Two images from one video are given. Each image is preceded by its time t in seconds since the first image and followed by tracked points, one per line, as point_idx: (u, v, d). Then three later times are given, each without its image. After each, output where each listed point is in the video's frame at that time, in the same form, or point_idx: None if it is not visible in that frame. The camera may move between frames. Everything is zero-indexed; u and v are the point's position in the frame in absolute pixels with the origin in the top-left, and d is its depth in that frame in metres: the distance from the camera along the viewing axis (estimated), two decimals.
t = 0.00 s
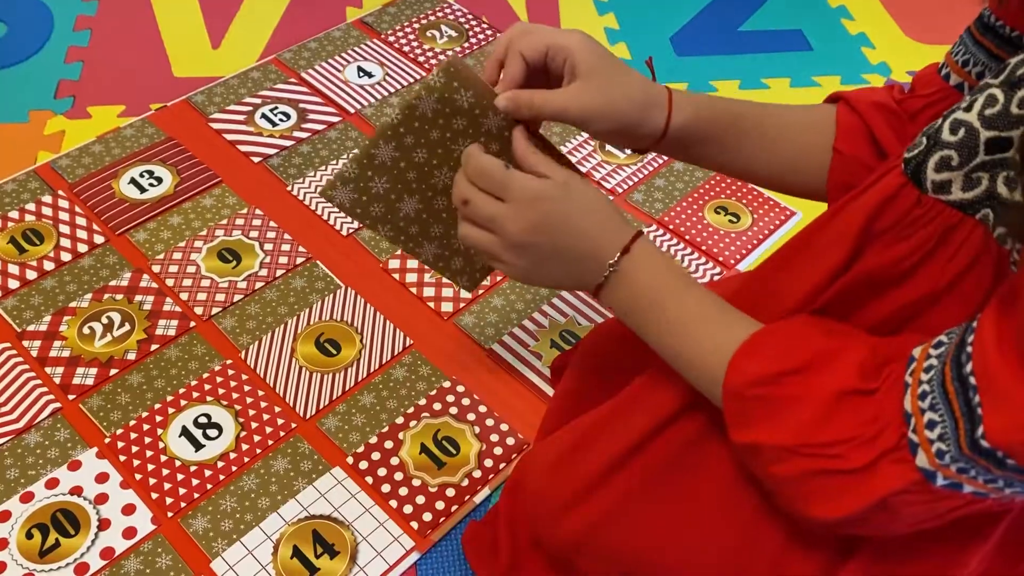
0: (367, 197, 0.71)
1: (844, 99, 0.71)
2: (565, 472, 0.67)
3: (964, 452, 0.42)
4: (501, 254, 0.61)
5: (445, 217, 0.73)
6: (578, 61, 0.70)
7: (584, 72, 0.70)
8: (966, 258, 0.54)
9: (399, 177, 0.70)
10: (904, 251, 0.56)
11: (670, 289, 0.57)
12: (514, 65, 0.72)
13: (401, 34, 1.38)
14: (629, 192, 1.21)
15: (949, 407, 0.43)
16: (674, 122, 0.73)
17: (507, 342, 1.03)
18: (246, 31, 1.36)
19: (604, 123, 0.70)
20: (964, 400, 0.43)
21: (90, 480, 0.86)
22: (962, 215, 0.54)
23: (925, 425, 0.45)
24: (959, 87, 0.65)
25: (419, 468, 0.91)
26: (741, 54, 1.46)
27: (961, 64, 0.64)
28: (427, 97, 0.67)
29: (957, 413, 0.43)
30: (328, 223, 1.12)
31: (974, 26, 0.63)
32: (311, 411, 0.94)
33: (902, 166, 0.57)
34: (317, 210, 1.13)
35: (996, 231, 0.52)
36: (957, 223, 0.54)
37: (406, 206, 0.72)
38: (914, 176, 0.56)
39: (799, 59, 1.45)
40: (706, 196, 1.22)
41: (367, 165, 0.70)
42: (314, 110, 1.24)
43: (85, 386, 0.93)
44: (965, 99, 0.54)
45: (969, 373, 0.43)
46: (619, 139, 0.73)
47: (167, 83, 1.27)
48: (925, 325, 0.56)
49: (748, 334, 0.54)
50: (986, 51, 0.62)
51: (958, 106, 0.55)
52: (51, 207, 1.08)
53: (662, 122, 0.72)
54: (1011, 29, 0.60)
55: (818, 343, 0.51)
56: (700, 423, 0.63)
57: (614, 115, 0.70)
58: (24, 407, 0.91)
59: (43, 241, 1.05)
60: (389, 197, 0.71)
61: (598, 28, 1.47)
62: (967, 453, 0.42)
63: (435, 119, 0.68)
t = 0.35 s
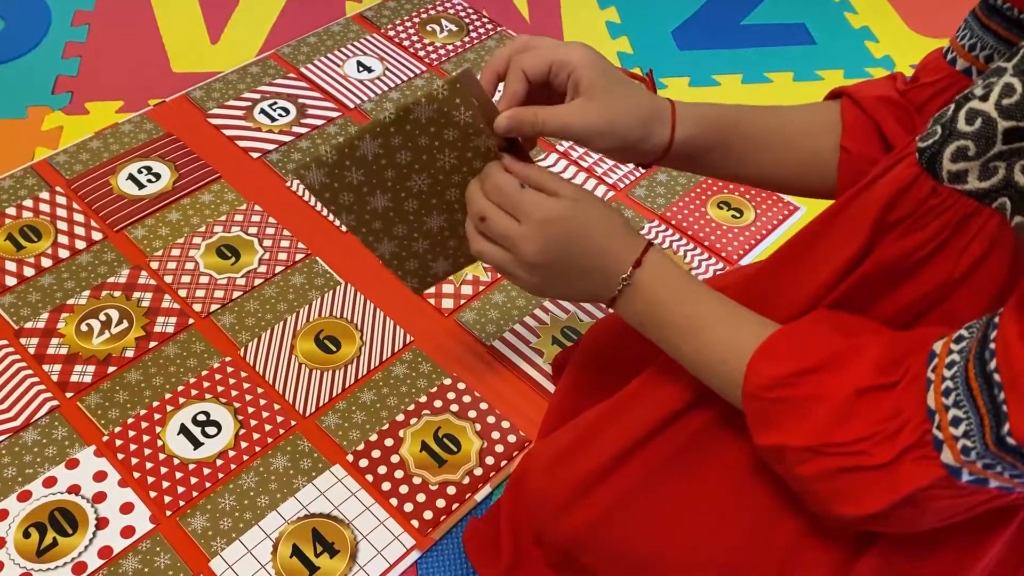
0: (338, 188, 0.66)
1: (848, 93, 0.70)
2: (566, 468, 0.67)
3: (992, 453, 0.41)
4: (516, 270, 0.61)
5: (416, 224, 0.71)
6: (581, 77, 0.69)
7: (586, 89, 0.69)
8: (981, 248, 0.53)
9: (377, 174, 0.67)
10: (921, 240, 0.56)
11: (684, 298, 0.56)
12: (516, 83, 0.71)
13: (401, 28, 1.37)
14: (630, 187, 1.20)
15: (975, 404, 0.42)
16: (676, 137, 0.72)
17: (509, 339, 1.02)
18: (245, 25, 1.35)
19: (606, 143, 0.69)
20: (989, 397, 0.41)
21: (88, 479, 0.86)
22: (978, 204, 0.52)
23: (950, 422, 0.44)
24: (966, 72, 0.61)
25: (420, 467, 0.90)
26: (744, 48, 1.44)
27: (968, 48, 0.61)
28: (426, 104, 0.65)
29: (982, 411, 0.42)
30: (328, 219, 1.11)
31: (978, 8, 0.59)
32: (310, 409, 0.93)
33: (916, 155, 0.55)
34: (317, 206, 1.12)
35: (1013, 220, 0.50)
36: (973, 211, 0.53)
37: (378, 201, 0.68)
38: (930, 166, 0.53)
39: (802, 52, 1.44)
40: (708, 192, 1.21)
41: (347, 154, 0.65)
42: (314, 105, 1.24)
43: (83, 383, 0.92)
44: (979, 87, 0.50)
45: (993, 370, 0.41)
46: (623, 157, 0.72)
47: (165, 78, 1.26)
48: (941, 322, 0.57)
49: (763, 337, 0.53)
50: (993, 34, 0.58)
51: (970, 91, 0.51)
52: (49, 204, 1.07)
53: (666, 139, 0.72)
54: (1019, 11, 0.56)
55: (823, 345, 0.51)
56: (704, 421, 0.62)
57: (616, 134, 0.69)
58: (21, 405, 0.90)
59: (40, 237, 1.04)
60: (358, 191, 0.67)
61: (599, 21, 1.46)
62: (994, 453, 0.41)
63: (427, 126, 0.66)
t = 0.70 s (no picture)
0: (327, 134, 0.62)
1: (853, 89, 0.70)
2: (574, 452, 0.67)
3: (980, 400, 0.44)
4: (509, 241, 0.59)
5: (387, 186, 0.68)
6: (597, 80, 0.67)
7: (602, 95, 0.67)
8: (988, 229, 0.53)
9: (371, 130, 0.63)
10: (925, 212, 0.55)
11: (666, 261, 0.58)
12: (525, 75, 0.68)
13: (401, 24, 1.36)
14: (632, 183, 1.19)
15: (967, 353, 0.44)
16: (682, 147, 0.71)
17: (510, 337, 1.01)
18: (243, 21, 1.34)
19: (613, 149, 0.69)
20: (981, 345, 0.44)
21: (87, 478, 0.85)
22: (983, 177, 0.52)
23: (942, 371, 0.46)
24: (972, 58, 0.61)
25: (421, 465, 0.90)
26: (746, 43, 1.43)
27: (974, 35, 0.60)
28: (450, 73, 0.61)
29: (974, 359, 0.44)
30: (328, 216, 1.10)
31: None
32: (310, 407, 0.93)
33: (921, 128, 0.55)
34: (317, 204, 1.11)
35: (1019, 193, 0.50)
36: (979, 184, 0.53)
37: (360, 160, 0.65)
38: (936, 140, 0.54)
39: (804, 47, 1.43)
40: (710, 188, 1.20)
41: (351, 103, 0.61)
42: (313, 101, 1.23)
43: (82, 382, 0.92)
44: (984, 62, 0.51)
45: (988, 320, 0.43)
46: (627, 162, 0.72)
47: (164, 74, 1.25)
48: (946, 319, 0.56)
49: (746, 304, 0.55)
50: (997, 20, 0.57)
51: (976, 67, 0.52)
52: (48, 201, 1.07)
53: (672, 150, 0.71)
54: None
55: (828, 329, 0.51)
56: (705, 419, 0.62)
57: (623, 143, 0.68)
58: (20, 404, 0.90)
59: (39, 235, 1.03)
60: (345, 142, 0.63)
61: (601, 16, 1.45)
62: (982, 400, 0.44)
63: (442, 96, 0.63)
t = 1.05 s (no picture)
0: None
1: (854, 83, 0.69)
2: (575, 446, 0.67)
3: (989, 395, 0.43)
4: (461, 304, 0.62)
5: (400, 61, 0.61)
6: (606, 20, 0.67)
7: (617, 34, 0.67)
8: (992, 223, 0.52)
9: None
10: (929, 207, 0.57)
11: (626, 272, 0.58)
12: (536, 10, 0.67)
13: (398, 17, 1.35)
14: (632, 177, 1.18)
15: (973, 347, 0.44)
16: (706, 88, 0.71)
17: (508, 333, 1.00)
18: (240, 15, 1.33)
19: (628, 81, 0.67)
20: (988, 337, 0.43)
21: (81, 476, 0.85)
22: (988, 164, 0.53)
23: (945, 364, 0.45)
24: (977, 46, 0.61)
25: (417, 463, 0.89)
26: (747, 35, 1.42)
27: (980, 22, 0.60)
28: None
29: (981, 352, 0.43)
30: (325, 211, 1.09)
31: None
32: (306, 404, 0.92)
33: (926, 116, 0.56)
34: (313, 198, 1.10)
35: None
36: (984, 173, 0.54)
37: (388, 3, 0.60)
38: (940, 127, 0.55)
39: (806, 39, 1.42)
40: (710, 181, 1.19)
41: None
42: (311, 95, 1.22)
43: (76, 379, 0.91)
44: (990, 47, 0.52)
45: (996, 310, 0.43)
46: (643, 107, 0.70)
47: (159, 69, 1.24)
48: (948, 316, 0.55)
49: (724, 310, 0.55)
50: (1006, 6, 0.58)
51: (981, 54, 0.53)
52: (42, 197, 1.06)
53: (695, 88, 0.71)
54: None
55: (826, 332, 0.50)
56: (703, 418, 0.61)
57: (637, 74, 0.67)
58: (13, 402, 0.89)
59: (33, 231, 1.03)
60: None
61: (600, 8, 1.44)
62: (991, 395, 0.43)
63: None
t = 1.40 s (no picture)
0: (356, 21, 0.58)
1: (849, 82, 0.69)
2: (566, 448, 0.67)
3: (1010, 447, 0.44)
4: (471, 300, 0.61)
5: (417, 113, 0.60)
6: (592, 36, 0.71)
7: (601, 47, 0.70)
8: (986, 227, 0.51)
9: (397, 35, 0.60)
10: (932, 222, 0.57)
11: (658, 306, 0.58)
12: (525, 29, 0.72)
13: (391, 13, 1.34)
14: (627, 175, 1.17)
15: (992, 399, 0.44)
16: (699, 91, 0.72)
17: (502, 333, 1.00)
18: (231, 11, 1.32)
19: (625, 85, 0.69)
20: (1006, 390, 0.43)
21: (71, 479, 0.84)
22: (997, 187, 0.53)
23: (963, 416, 0.45)
24: (987, 48, 0.62)
25: (409, 464, 0.88)
26: (744, 30, 1.41)
27: (990, 25, 0.61)
28: None
29: (1000, 405, 0.43)
30: (317, 210, 1.09)
31: None
32: (298, 405, 0.92)
33: (934, 137, 0.57)
34: (305, 196, 1.10)
35: None
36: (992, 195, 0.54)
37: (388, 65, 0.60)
38: (947, 149, 0.56)
39: (803, 34, 1.41)
40: (706, 179, 1.18)
41: None
42: (303, 92, 1.21)
43: (67, 381, 0.91)
44: (1000, 66, 0.52)
45: (1013, 363, 0.43)
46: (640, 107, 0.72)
47: (151, 67, 1.23)
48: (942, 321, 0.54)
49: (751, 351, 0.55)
50: (1015, 11, 0.58)
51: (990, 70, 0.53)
52: (33, 197, 1.05)
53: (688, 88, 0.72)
54: None
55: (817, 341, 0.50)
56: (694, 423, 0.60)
57: (629, 76, 0.69)
58: (4, 404, 0.89)
59: (24, 231, 1.02)
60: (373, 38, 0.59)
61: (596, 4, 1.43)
62: (1011, 446, 0.44)
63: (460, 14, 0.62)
